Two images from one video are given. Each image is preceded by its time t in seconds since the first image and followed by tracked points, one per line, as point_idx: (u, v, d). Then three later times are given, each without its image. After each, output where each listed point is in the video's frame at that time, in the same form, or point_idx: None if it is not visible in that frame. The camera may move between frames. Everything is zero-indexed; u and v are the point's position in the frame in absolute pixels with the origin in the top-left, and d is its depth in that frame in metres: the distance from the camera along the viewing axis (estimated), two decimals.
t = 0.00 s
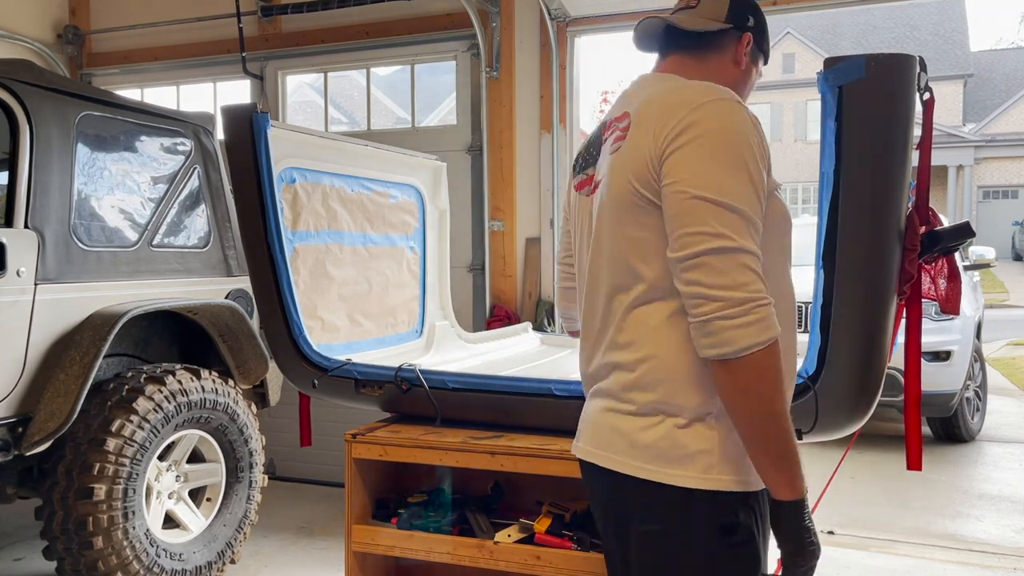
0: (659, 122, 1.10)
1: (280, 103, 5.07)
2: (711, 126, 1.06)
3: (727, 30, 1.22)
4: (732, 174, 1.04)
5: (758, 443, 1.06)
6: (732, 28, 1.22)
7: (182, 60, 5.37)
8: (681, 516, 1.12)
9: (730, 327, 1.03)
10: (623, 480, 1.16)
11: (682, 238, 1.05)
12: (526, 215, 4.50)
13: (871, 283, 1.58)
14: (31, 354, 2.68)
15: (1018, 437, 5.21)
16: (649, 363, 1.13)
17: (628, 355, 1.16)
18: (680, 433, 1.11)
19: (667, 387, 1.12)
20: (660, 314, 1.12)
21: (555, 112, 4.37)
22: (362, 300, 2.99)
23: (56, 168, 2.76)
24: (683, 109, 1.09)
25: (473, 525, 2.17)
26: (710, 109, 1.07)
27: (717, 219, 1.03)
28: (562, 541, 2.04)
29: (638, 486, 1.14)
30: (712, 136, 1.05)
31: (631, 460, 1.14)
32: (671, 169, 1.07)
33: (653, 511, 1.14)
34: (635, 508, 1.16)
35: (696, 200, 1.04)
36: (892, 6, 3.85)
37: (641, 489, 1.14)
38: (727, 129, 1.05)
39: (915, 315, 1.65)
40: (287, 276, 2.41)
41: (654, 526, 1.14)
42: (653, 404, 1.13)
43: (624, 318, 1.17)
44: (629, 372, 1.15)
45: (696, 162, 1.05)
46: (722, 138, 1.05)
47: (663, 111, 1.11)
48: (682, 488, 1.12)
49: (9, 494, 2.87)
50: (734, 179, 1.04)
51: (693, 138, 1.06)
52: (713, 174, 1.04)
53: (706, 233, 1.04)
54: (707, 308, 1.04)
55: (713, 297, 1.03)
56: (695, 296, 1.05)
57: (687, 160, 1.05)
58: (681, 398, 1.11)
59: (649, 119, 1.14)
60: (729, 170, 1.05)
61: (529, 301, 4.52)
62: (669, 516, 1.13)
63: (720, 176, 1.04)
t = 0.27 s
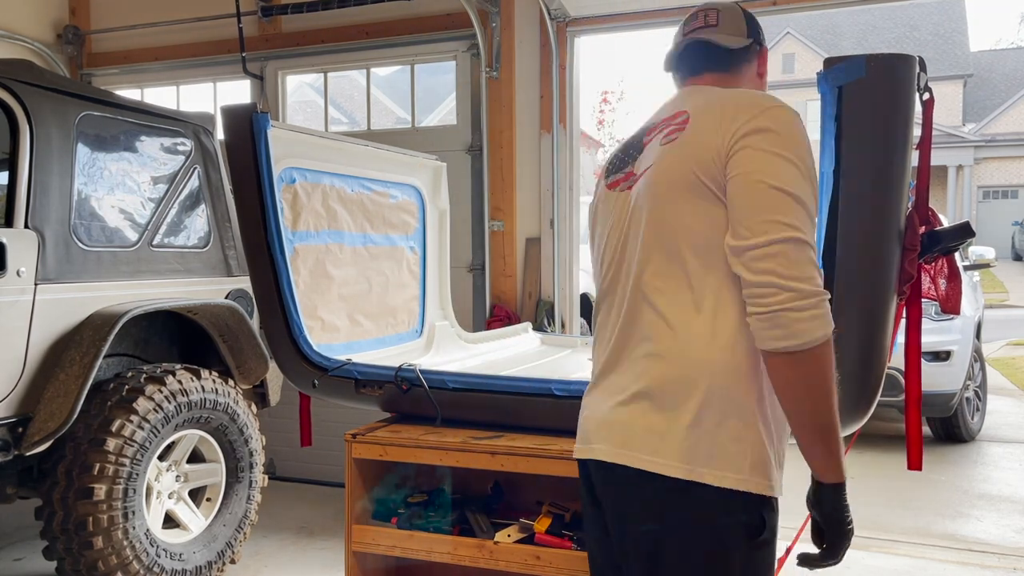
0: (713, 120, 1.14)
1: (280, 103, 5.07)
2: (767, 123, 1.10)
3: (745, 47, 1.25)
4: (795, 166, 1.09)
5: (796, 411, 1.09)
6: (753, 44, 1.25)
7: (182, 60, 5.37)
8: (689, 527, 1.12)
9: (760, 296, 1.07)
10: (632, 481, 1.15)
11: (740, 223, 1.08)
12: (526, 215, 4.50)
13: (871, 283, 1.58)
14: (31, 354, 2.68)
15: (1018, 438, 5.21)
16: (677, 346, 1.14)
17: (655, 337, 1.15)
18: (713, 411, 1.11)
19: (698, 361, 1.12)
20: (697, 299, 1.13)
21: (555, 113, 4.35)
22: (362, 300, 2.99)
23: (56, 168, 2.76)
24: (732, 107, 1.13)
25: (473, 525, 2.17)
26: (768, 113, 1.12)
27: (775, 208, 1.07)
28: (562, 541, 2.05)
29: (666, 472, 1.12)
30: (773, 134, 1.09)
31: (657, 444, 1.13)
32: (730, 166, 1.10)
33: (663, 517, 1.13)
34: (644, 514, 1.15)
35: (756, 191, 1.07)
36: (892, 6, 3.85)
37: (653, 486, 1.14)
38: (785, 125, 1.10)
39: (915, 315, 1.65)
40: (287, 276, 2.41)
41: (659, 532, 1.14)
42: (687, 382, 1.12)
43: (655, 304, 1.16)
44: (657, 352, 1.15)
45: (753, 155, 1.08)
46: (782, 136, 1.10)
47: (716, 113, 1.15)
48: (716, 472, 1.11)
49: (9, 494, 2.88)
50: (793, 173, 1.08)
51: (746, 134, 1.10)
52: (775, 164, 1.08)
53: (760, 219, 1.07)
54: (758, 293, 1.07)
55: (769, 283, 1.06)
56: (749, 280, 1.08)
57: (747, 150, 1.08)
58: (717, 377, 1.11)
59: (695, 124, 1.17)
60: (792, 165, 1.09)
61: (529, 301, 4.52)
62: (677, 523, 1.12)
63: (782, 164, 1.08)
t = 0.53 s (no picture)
0: (641, 110, 1.13)
1: (280, 103, 5.07)
2: (706, 111, 1.08)
3: (700, 9, 1.15)
4: (783, 169, 1.04)
5: (723, 388, 1.08)
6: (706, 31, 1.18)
7: (183, 61, 5.37)
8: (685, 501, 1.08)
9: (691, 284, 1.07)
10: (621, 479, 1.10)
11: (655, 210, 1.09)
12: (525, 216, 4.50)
13: (871, 283, 1.58)
14: (31, 354, 2.68)
15: (1018, 437, 5.21)
16: (608, 341, 1.14)
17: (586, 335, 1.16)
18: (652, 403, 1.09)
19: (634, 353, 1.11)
20: (624, 293, 1.11)
21: (555, 111, 4.40)
22: (362, 300, 2.99)
23: (56, 168, 2.76)
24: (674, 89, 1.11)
25: (473, 524, 2.17)
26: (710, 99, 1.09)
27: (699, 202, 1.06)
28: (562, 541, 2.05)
29: (619, 468, 1.10)
30: (738, 118, 1.05)
31: (606, 440, 1.11)
32: (647, 151, 1.10)
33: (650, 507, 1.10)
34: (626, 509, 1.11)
35: (682, 179, 1.07)
36: (892, 6, 3.85)
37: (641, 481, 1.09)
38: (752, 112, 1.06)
39: (915, 316, 1.65)
40: (287, 276, 2.41)
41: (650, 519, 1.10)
42: (616, 378, 1.12)
43: (575, 302, 1.17)
44: (591, 348, 1.16)
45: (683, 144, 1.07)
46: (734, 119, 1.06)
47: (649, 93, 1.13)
48: (681, 462, 1.08)
49: (9, 494, 2.88)
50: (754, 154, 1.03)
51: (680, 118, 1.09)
52: (708, 156, 1.06)
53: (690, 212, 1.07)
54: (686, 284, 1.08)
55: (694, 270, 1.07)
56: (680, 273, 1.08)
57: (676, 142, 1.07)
58: (652, 369, 1.10)
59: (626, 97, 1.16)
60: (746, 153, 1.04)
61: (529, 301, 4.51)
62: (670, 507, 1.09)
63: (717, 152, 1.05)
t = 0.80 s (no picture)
0: (499, 131, 1.36)
1: (280, 103, 5.07)
2: (551, 119, 1.30)
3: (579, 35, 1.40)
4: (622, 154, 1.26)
5: (584, 353, 1.28)
6: (591, 38, 1.41)
7: (183, 61, 5.38)
8: (589, 501, 1.27)
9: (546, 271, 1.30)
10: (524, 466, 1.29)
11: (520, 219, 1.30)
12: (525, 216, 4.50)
13: (871, 283, 1.59)
14: (31, 355, 2.68)
15: (1018, 438, 5.21)
16: (500, 325, 1.35)
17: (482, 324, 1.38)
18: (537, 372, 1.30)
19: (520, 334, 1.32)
20: (504, 282, 1.33)
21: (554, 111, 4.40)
22: (362, 300, 2.99)
23: (56, 168, 2.76)
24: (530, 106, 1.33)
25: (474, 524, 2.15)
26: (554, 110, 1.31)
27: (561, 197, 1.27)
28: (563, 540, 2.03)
29: (522, 442, 1.29)
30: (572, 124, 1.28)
31: (510, 418, 1.31)
32: (507, 166, 1.32)
33: (555, 498, 1.29)
34: (537, 501, 1.29)
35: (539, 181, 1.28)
36: (893, 6, 3.85)
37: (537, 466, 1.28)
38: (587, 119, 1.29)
39: (914, 316, 1.67)
40: (287, 276, 2.42)
41: (557, 511, 1.29)
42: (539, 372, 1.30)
43: (484, 300, 1.37)
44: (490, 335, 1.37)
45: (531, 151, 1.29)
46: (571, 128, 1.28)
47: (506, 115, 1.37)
48: (566, 434, 1.27)
49: (10, 494, 2.88)
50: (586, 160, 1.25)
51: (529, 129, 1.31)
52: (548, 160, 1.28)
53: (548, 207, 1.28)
54: (554, 268, 1.29)
55: (554, 259, 1.29)
56: (549, 261, 1.29)
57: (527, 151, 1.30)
58: (540, 343, 1.30)
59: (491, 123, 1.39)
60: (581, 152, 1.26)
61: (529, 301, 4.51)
62: (576, 502, 1.27)
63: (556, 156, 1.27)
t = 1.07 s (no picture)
0: (486, 130, 1.37)
1: (280, 103, 5.07)
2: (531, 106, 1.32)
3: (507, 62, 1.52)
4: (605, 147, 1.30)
5: (582, 337, 1.28)
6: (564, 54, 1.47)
7: (183, 61, 5.38)
8: (592, 498, 1.27)
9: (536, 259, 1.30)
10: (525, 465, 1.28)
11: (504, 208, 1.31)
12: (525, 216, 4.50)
13: (871, 283, 1.59)
14: (31, 355, 2.68)
15: (1018, 438, 5.21)
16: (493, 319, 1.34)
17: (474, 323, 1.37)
18: (533, 362, 1.29)
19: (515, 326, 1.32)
20: (496, 275, 1.33)
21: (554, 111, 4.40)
22: (362, 300, 2.99)
23: (56, 168, 2.76)
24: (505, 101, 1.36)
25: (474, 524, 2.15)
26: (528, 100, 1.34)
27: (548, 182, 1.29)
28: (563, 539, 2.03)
29: (520, 433, 1.28)
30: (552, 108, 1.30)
31: (508, 414, 1.29)
32: (492, 157, 1.34)
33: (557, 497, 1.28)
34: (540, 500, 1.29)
35: (527, 169, 1.30)
36: (893, 6, 3.85)
37: (539, 464, 1.28)
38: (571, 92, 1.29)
39: (915, 316, 1.67)
40: (288, 276, 2.42)
41: (560, 510, 1.28)
42: (536, 363, 1.29)
43: (476, 297, 1.36)
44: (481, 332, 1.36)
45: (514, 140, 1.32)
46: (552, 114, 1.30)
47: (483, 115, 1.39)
48: (567, 423, 1.26)
49: (10, 494, 2.88)
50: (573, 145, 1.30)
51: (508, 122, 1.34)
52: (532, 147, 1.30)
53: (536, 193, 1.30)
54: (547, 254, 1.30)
55: (548, 249, 1.29)
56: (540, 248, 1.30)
57: (511, 140, 1.32)
58: (535, 333, 1.30)
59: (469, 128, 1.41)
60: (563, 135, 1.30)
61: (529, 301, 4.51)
62: (579, 499, 1.27)
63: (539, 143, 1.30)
